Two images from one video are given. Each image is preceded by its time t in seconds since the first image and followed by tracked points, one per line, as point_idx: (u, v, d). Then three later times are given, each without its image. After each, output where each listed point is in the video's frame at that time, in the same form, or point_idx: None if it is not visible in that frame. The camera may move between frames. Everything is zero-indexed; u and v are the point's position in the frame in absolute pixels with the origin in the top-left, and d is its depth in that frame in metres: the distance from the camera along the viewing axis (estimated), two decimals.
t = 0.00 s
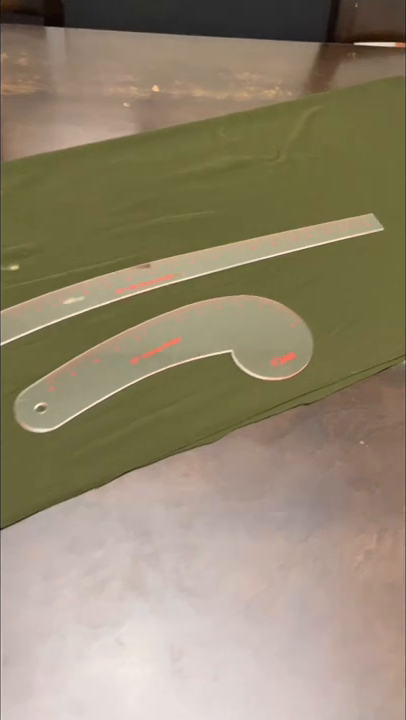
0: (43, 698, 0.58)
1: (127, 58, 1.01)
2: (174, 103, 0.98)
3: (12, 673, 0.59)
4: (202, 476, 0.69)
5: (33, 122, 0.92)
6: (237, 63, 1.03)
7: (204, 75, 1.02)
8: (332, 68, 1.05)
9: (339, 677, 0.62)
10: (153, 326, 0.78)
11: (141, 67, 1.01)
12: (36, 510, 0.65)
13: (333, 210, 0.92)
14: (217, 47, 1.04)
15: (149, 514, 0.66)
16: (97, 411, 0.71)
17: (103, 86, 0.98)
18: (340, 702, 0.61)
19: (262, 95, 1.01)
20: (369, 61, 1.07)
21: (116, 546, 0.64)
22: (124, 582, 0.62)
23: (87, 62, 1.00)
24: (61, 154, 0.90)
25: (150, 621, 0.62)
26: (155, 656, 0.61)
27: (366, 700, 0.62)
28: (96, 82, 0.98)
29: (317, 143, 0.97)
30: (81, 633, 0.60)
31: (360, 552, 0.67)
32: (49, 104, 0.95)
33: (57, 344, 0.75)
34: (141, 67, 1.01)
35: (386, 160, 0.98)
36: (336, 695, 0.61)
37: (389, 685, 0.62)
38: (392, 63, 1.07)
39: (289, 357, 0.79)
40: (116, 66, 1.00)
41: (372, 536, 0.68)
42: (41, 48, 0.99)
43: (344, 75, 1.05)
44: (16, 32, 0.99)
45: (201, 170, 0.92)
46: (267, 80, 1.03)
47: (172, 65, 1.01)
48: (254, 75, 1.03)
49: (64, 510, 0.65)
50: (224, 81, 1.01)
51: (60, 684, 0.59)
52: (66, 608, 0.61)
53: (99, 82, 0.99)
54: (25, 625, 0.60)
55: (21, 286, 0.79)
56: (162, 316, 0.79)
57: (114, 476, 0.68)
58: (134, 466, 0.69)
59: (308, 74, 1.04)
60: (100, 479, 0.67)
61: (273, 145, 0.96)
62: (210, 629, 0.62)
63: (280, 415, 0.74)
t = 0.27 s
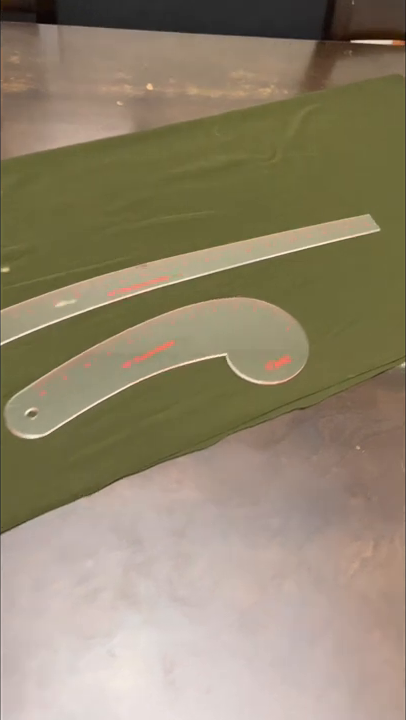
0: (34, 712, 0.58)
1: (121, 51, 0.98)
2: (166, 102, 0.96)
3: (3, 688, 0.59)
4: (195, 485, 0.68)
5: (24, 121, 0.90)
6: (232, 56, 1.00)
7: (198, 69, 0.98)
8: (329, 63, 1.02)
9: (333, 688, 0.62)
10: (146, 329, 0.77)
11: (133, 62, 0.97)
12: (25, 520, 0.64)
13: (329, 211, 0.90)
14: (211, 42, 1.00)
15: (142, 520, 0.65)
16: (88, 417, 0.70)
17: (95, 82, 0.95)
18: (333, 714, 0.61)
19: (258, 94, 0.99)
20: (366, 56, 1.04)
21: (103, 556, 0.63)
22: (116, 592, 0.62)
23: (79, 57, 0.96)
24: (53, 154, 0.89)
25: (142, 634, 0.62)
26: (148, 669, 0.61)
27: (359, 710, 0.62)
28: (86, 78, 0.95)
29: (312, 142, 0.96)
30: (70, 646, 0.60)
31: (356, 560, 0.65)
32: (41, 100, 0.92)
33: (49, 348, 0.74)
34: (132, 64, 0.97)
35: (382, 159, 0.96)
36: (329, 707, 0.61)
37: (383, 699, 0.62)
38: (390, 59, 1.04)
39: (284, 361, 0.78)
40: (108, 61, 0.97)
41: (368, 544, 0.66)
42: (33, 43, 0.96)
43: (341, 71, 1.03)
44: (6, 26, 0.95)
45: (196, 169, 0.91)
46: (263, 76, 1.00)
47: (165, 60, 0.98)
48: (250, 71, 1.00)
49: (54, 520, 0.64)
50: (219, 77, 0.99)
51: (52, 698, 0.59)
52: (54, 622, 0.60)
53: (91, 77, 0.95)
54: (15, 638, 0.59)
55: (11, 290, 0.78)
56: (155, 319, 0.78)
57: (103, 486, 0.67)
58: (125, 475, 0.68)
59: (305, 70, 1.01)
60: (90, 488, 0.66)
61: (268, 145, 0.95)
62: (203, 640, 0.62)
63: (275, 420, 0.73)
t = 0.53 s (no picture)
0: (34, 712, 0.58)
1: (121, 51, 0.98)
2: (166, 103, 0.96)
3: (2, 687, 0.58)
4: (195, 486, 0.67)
5: (24, 121, 0.91)
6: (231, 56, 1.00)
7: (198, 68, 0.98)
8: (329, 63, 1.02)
9: (333, 689, 0.62)
10: (146, 329, 0.77)
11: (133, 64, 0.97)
12: (25, 520, 0.64)
13: (329, 211, 0.90)
14: (211, 42, 1.00)
15: (142, 519, 0.65)
16: (88, 417, 0.70)
17: (95, 82, 0.95)
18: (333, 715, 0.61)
19: (258, 94, 0.99)
20: (367, 55, 1.04)
21: (104, 556, 0.63)
22: (116, 592, 0.62)
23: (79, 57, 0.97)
24: (52, 155, 0.89)
25: (141, 634, 0.62)
26: (148, 669, 0.61)
27: (359, 710, 0.62)
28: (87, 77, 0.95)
29: (313, 142, 0.96)
30: (70, 646, 0.60)
31: (356, 560, 0.65)
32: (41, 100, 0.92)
33: (49, 348, 0.74)
34: (132, 65, 0.97)
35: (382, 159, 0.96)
36: (330, 707, 0.61)
37: (383, 699, 0.62)
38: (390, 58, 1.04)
39: (284, 361, 0.78)
40: (109, 61, 0.97)
41: (368, 544, 0.67)
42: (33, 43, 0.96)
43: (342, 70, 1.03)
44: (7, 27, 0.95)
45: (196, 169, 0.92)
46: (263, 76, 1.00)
47: (165, 61, 0.98)
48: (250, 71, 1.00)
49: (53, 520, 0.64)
50: (220, 77, 0.99)
51: (52, 697, 0.59)
52: (55, 623, 0.60)
53: (91, 77, 0.96)
54: (14, 638, 0.59)
55: (11, 290, 0.78)
56: (156, 319, 0.78)
57: (103, 486, 0.67)
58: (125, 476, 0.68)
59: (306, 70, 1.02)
60: (90, 488, 0.66)
61: (267, 146, 0.95)
62: (203, 640, 0.62)
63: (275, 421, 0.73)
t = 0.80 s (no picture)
0: None
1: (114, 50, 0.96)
2: (160, 102, 0.95)
3: None
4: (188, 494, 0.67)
5: (17, 121, 0.90)
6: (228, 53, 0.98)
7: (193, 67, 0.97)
8: (326, 62, 1.00)
9: (328, 702, 0.61)
10: (140, 333, 0.75)
11: (128, 61, 0.96)
12: (15, 529, 0.63)
13: (326, 212, 0.89)
14: (207, 39, 0.99)
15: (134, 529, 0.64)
16: (80, 423, 0.69)
17: (88, 79, 0.94)
18: None
19: (255, 92, 0.97)
20: (364, 52, 1.02)
21: (95, 568, 0.63)
22: (107, 603, 0.62)
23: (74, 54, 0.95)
24: (45, 155, 0.88)
25: (136, 644, 0.62)
26: (141, 680, 0.61)
27: None
28: (81, 76, 0.94)
29: (309, 142, 0.95)
30: (61, 660, 0.60)
31: (352, 570, 0.64)
32: (35, 100, 0.92)
33: (40, 352, 0.73)
34: (127, 61, 0.96)
35: (380, 159, 0.95)
36: None
37: (379, 708, 0.61)
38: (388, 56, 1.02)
39: (280, 366, 0.76)
40: (102, 61, 0.95)
41: (365, 552, 0.66)
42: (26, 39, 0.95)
43: (339, 69, 1.01)
44: None
45: (192, 170, 0.90)
46: (260, 73, 0.99)
47: (160, 60, 0.97)
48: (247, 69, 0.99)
49: (44, 530, 0.64)
50: (216, 76, 0.98)
51: (42, 711, 0.59)
52: (45, 635, 0.60)
53: (85, 74, 0.94)
54: (5, 652, 0.60)
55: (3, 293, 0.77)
56: (151, 322, 0.76)
57: (94, 494, 0.66)
58: (118, 484, 0.67)
59: (302, 68, 0.99)
60: (81, 496, 0.65)
61: (265, 145, 0.93)
62: (195, 653, 0.61)
63: (270, 426, 0.72)
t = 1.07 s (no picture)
0: None
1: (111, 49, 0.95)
2: (156, 102, 0.93)
3: None
4: (183, 504, 0.66)
5: (11, 121, 0.88)
6: (225, 52, 0.97)
7: (190, 67, 0.96)
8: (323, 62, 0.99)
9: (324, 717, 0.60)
10: (135, 337, 0.74)
11: (124, 60, 0.95)
12: (6, 541, 0.62)
13: (324, 214, 0.88)
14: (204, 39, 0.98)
15: (129, 538, 0.64)
16: (73, 430, 0.68)
17: (83, 79, 0.93)
18: None
19: (252, 92, 0.96)
20: (362, 51, 1.00)
21: (85, 581, 0.62)
22: (100, 616, 0.61)
23: (68, 55, 0.94)
24: (38, 155, 0.86)
25: (129, 657, 0.60)
26: (134, 696, 0.60)
27: None
28: (75, 76, 0.93)
29: (306, 142, 0.93)
30: (50, 677, 0.59)
31: (350, 581, 0.64)
32: (28, 99, 0.90)
33: (32, 358, 0.72)
34: (123, 61, 0.95)
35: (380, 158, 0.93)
36: None
37: None
38: (387, 55, 1.00)
39: (277, 371, 0.75)
40: (98, 60, 0.94)
41: (363, 563, 0.65)
42: (20, 38, 0.93)
43: (337, 67, 0.99)
44: None
45: (187, 171, 0.88)
46: (257, 72, 0.97)
47: (157, 59, 0.96)
48: (244, 70, 0.97)
49: (36, 540, 0.63)
50: (212, 76, 0.96)
51: None
52: (37, 647, 0.60)
53: (80, 73, 0.93)
54: None
55: None
56: (146, 326, 0.75)
57: (86, 504, 0.65)
58: (111, 494, 0.65)
59: (300, 66, 0.98)
60: (74, 506, 0.64)
61: (262, 145, 0.92)
62: (189, 668, 0.60)
63: (267, 433, 0.71)
